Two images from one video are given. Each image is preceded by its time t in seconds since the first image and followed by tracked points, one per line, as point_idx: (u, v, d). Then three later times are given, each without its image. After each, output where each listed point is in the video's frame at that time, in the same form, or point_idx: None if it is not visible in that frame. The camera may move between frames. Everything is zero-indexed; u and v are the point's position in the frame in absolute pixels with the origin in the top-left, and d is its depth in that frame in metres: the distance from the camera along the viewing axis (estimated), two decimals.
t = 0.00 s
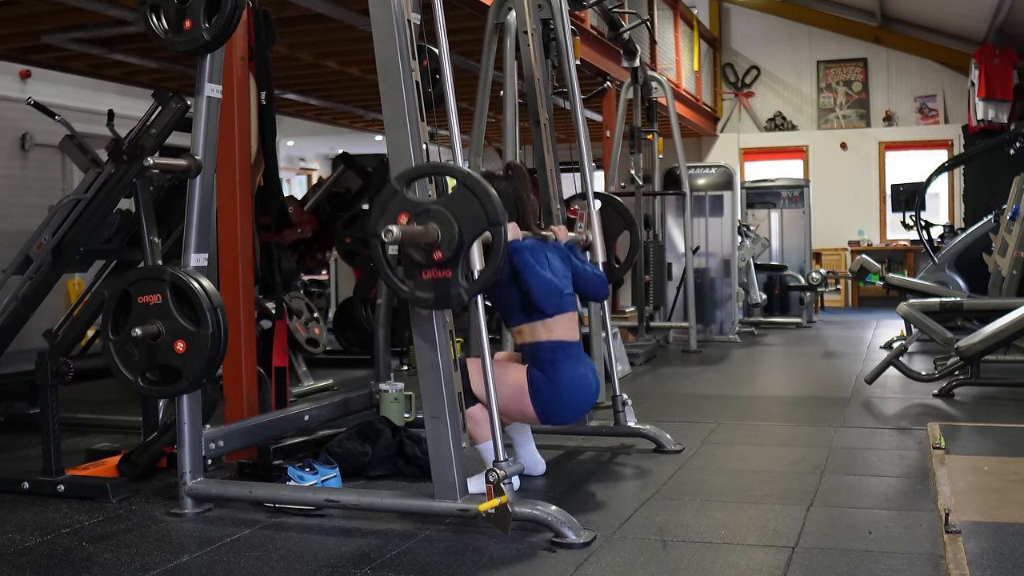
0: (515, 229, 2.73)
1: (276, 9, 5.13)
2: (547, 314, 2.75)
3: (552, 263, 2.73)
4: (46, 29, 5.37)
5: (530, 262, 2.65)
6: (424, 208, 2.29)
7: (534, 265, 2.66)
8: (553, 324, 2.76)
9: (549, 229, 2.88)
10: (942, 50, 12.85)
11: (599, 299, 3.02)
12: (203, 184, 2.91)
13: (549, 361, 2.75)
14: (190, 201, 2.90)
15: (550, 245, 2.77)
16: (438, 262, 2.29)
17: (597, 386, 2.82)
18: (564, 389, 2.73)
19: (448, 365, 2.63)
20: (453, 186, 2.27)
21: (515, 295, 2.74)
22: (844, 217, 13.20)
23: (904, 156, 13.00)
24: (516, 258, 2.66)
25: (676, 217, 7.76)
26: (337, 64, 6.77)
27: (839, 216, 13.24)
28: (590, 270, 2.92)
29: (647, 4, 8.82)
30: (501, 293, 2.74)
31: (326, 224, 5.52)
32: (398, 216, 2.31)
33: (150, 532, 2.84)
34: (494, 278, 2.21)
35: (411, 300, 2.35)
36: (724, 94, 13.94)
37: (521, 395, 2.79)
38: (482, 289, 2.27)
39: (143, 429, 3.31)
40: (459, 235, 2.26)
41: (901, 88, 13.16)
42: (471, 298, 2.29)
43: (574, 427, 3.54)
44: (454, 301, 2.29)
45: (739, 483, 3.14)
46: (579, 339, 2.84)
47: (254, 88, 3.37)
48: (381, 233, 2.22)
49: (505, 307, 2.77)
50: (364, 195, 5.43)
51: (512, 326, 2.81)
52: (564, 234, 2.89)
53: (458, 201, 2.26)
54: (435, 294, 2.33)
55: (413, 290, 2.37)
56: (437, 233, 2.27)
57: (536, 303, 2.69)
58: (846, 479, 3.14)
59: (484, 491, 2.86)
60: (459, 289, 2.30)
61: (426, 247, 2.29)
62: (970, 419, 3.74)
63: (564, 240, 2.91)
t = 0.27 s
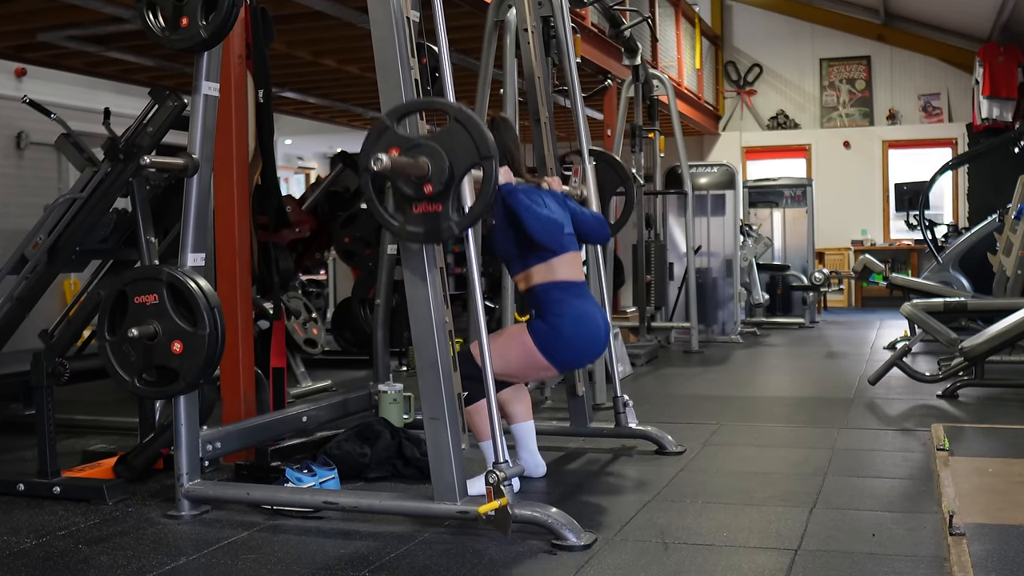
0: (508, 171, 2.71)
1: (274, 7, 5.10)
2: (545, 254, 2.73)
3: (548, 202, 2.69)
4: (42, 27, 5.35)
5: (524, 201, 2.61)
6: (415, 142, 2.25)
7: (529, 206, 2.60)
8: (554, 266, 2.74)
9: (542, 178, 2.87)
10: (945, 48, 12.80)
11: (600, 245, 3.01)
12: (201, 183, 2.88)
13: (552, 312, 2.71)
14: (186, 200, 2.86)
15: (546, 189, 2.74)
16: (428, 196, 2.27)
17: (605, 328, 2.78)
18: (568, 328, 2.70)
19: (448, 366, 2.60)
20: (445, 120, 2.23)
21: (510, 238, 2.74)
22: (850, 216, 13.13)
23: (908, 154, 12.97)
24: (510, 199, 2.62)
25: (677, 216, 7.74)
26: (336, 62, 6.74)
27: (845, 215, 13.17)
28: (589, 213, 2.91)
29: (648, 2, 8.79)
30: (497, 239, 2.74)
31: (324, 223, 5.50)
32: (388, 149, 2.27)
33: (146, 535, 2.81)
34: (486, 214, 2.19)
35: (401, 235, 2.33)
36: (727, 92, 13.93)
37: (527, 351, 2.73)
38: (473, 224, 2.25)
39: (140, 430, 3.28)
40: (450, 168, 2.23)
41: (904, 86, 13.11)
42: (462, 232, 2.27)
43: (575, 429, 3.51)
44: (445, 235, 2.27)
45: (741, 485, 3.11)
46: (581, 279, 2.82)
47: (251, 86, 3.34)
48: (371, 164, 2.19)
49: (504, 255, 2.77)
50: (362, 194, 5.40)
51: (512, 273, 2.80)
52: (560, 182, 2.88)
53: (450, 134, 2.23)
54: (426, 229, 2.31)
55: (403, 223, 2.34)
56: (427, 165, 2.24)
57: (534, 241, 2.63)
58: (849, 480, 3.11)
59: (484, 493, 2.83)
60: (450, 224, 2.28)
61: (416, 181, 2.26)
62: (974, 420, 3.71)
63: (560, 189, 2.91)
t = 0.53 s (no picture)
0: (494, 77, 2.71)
1: (272, 4, 5.07)
2: (526, 166, 2.73)
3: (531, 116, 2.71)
4: (37, 24, 5.32)
5: (509, 108, 2.62)
6: (399, 28, 2.27)
7: (513, 112, 2.61)
8: (530, 180, 2.75)
9: (532, 92, 2.87)
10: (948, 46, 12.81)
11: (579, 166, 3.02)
12: (198, 182, 2.85)
13: (523, 227, 2.72)
14: (184, 200, 2.83)
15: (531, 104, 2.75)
16: (412, 81, 2.28)
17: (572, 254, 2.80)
18: (537, 248, 2.71)
19: (447, 367, 2.57)
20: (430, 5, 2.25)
21: (494, 144, 2.74)
22: (852, 218, 13.14)
23: (912, 153, 12.94)
24: (496, 104, 2.64)
25: (678, 216, 7.71)
26: (334, 60, 6.71)
27: (847, 215, 13.17)
28: (572, 135, 2.91)
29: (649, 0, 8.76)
30: (482, 143, 2.74)
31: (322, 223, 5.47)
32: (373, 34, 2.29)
33: (143, 537, 2.78)
34: (469, 99, 2.20)
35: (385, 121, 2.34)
36: (729, 90, 13.92)
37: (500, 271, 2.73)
38: (457, 109, 2.26)
39: (137, 432, 3.25)
40: (434, 50, 2.25)
41: (908, 84, 13.09)
42: (446, 117, 2.28)
43: (576, 431, 3.48)
44: (428, 120, 2.29)
45: (743, 487, 3.08)
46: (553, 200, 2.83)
47: (249, 85, 3.31)
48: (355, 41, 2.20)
49: (484, 159, 2.76)
50: (360, 193, 5.37)
51: (489, 181, 2.79)
52: (547, 98, 2.87)
53: (434, 20, 2.24)
54: (410, 114, 2.32)
55: (387, 112, 2.35)
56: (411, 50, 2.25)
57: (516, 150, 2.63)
58: (852, 482, 3.08)
59: (484, 495, 2.80)
60: (434, 109, 2.29)
61: (400, 65, 2.28)
62: (978, 422, 3.68)
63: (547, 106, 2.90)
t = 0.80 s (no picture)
0: (507, 173, 2.64)
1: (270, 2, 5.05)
2: (543, 261, 2.68)
3: (547, 205, 2.63)
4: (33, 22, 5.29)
5: (524, 205, 2.54)
6: (413, 143, 2.20)
7: (529, 208, 2.54)
8: (551, 273, 2.68)
9: (542, 178, 2.81)
10: (952, 43, 12.76)
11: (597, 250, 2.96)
12: (196, 181, 2.83)
13: (545, 318, 2.66)
14: (180, 198, 2.81)
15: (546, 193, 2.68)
16: (427, 198, 2.21)
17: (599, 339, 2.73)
18: (562, 337, 2.65)
19: (447, 367, 2.54)
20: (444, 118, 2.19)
21: (508, 240, 2.68)
22: (851, 219, 13.11)
23: (915, 152, 12.92)
24: (509, 202, 2.56)
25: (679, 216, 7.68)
26: (332, 58, 6.67)
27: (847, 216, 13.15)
28: (588, 220, 2.87)
29: None
30: (495, 241, 2.68)
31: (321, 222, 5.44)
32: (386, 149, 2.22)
33: (139, 539, 2.76)
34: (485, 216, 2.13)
35: (399, 238, 2.27)
36: (731, 88, 13.89)
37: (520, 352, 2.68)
38: (473, 226, 2.19)
39: (133, 433, 3.23)
40: (449, 168, 2.18)
41: (912, 82, 13.05)
42: (462, 234, 2.21)
43: (576, 432, 3.46)
44: (444, 237, 2.22)
45: (746, 489, 3.05)
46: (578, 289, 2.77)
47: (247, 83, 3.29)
48: (369, 164, 2.14)
49: (501, 256, 2.70)
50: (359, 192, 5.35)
51: (507, 277, 2.74)
52: (560, 185, 2.83)
53: (449, 135, 2.18)
54: (425, 231, 2.25)
55: (401, 227, 2.28)
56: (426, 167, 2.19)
57: (532, 247, 2.57)
58: (855, 484, 3.05)
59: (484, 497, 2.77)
60: (450, 226, 2.22)
61: (415, 182, 2.21)
62: (982, 423, 3.66)
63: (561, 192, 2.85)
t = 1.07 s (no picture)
0: (518, 243, 2.59)
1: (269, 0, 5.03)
2: (556, 327, 2.63)
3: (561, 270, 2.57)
4: (30, 19, 5.26)
5: (537, 273, 2.49)
6: (423, 228, 2.18)
7: (542, 276, 2.48)
8: (564, 339, 2.64)
9: (553, 244, 2.76)
10: (955, 41, 12.74)
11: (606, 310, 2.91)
12: (193, 180, 2.80)
13: (555, 379, 2.64)
14: (177, 197, 2.79)
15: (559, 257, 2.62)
16: (438, 283, 2.18)
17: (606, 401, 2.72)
18: (571, 402, 2.62)
19: (446, 368, 2.51)
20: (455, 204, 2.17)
21: (520, 308, 2.62)
22: (855, 218, 13.07)
23: (919, 150, 12.84)
24: (522, 272, 2.50)
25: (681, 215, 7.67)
26: (331, 56, 6.65)
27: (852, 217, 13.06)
28: (600, 279, 2.81)
29: None
30: (506, 308, 2.63)
31: (320, 222, 5.42)
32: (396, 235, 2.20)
33: (136, 542, 2.73)
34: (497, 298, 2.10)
35: (409, 321, 2.23)
36: (733, 87, 13.87)
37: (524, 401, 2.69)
38: (484, 310, 2.16)
39: (130, 434, 3.20)
40: (460, 254, 2.15)
41: (915, 80, 13.04)
42: (472, 319, 2.17)
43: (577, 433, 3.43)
44: (454, 322, 2.18)
45: (748, 490, 3.03)
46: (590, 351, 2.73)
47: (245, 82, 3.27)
48: (380, 254, 2.12)
49: (512, 326, 2.66)
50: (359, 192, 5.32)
51: (519, 342, 2.70)
52: (570, 247, 2.77)
53: (460, 221, 2.16)
54: (435, 315, 2.21)
55: (411, 311, 2.25)
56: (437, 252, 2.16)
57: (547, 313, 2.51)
58: (858, 486, 3.03)
59: (483, 499, 2.74)
60: (460, 310, 2.18)
61: (426, 267, 2.19)
62: (987, 424, 3.64)
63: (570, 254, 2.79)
